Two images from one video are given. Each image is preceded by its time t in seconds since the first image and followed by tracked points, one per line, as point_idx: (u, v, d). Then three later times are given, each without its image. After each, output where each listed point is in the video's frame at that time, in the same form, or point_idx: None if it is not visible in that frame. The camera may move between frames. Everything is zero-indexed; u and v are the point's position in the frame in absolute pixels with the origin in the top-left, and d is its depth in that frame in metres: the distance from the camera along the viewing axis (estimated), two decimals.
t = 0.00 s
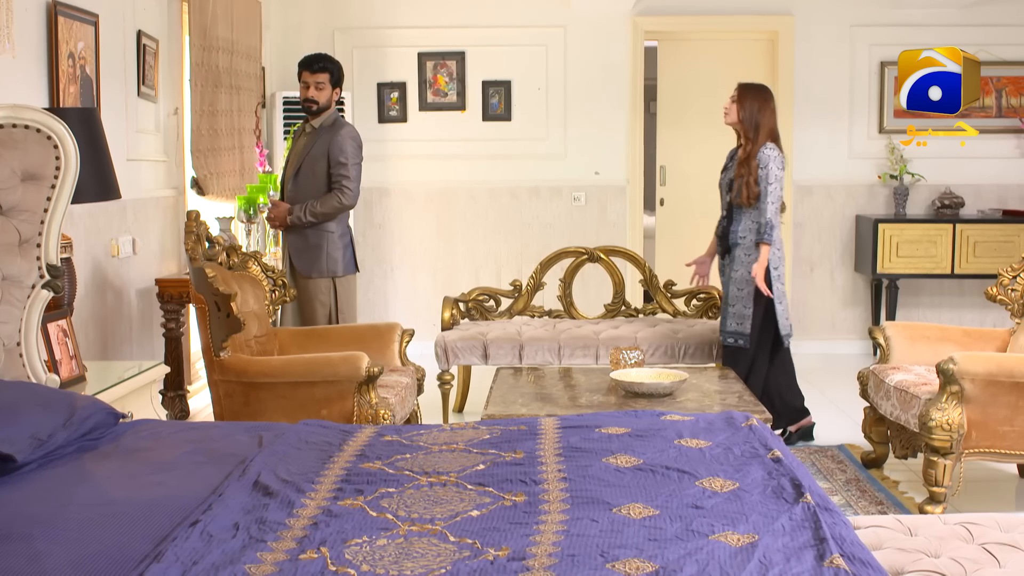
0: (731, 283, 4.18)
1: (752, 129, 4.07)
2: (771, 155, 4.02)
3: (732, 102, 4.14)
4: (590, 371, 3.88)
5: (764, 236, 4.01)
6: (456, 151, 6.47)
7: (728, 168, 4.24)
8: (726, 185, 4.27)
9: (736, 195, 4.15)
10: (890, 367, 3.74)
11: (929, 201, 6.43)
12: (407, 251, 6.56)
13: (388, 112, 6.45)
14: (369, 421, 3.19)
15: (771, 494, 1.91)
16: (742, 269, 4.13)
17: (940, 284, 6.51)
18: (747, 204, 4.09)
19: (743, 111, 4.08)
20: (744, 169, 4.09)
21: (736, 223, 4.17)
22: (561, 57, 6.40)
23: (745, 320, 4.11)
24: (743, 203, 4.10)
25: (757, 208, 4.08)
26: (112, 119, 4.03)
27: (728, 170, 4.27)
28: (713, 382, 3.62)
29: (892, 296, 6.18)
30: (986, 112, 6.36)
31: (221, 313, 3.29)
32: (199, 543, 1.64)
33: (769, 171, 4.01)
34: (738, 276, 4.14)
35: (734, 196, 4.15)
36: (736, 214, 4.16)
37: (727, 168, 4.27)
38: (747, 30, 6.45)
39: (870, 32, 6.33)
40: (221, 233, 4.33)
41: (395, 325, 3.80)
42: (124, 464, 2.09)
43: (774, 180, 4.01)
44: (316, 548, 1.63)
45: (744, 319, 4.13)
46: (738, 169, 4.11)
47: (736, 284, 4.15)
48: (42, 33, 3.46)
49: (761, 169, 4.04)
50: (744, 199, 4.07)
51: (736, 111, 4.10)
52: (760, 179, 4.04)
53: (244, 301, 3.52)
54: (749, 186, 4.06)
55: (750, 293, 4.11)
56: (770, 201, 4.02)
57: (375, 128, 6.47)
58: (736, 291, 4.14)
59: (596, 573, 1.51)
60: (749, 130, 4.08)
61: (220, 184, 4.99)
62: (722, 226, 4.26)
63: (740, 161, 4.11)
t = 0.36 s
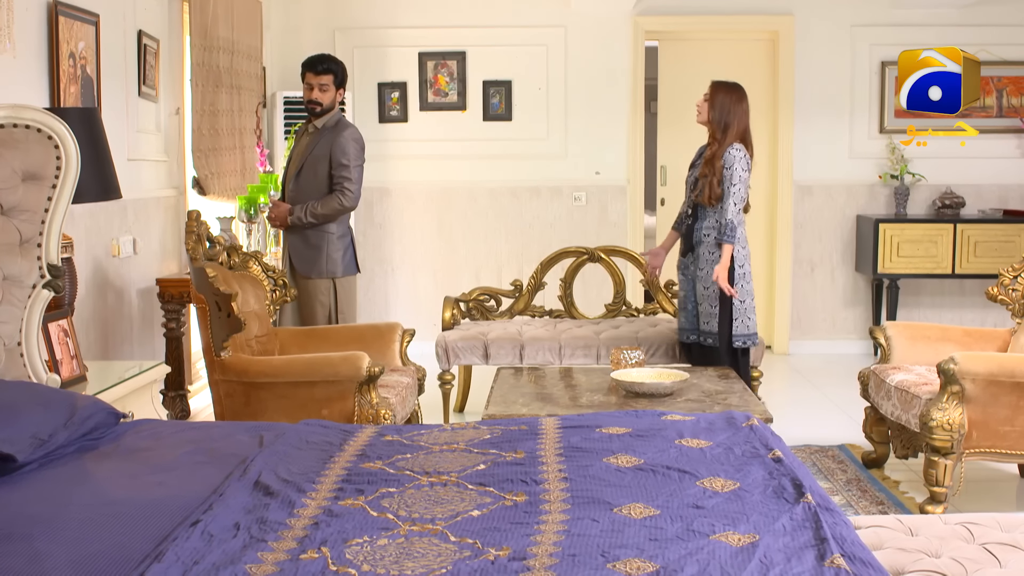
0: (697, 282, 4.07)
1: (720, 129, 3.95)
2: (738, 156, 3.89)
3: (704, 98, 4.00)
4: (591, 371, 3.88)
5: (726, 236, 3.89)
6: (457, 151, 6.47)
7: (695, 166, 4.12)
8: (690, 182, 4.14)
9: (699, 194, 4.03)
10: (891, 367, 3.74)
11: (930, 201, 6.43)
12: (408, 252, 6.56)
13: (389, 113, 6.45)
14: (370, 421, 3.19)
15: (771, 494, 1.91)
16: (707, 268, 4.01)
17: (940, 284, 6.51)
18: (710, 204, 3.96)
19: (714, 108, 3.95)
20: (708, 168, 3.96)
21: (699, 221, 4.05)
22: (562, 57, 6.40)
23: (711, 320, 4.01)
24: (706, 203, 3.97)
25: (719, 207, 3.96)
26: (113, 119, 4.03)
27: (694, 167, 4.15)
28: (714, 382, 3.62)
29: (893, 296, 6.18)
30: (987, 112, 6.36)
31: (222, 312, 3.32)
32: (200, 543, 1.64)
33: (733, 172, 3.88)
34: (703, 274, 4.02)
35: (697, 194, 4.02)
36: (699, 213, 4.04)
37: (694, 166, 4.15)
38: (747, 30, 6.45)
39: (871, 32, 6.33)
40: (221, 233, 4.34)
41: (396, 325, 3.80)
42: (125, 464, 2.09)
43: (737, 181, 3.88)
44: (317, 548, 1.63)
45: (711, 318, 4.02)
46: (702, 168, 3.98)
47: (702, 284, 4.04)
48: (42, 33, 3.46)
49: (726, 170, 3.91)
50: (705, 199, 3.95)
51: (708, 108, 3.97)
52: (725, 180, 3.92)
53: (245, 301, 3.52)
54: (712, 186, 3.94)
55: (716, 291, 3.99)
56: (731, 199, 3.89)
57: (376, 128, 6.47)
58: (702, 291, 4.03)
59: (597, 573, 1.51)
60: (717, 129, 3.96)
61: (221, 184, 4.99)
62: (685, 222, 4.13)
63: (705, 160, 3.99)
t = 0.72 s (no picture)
0: (690, 280, 4.03)
1: (714, 132, 3.89)
2: (731, 157, 3.91)
3: (691, 99, 3.89)
4: (591, 371, 3.88)
5: (731, 237, 3.94)
6: (457, 151, 6.47)
7: (675, 167, 4.03)
8: (671, 181, 4.05)
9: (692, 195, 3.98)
10: (891, 367, 3.74)
11: (930, 201, 6.43)
12: (408, 252, 6.56)
13: (389, 112, 6.45)
14: (370, 421, 3.18)
15: (772, 494, 1.91)
16: (703, 268, 4.00)
17: (941, 284, 6.51)
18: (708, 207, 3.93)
19: (708, 111, 3.87)
20: (703, 172, 3.91)
21: (692, 221, 4.00)
22: (562, 57, 6.40)
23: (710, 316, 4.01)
24: (706, 204, 3.93)
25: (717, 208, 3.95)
26: (113, 118, 4.03)
27: (671, 167, 4.05)
28: (715, 382, 3.62)
29: (893, 296, 6.17)
30: (988, 112, 6.35)
31: (224, 312, 3.31)
32: (201, 542, 1.64)
33: (731, 173, 3.91)
34: (699, 274, 4.00)
35: (693, 196, 3.97)
36: (695, 213, 3.99)
37: (670, 167, 4.05)
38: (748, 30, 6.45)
39: (871, 32, 6.33)
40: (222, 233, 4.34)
41: (396, 325, 3.80)
42: (125, 464, 2.09)
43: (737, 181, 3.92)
44: (317, 548, 1.63)
45: (707, 315, 4.02)
46: (697, 172, 3.92)
47: (697, 282, 4.02)
48: (43, 33, 3.46)
49: (724, 171, 3.91)
50: (708, 201, 3.91)
51: (700, 111, 3.89)
52: (722, 181, 3.91)
53: (246, 301, 3.52)
54: (713, 189, 3.90)
55: (713, 290, 4.01)
56: (732, 201, 3.93)
57: (377, 128, 6.46)
58: (697, 290, 4.01)
59: (598, 573, 1.51)
60: (712, 131, 3.89)
61: (221, 184, 5.00)
62: (673, 221, 4.06)
63: (699, 164, 3.92)
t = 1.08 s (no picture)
0: (680, 279, 4.02)
1: (698, 132, 3.90)
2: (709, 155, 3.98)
3: (680, 100, 3.84)
4: (593, 371, 3.88)
5: (719, 233, 4.12)
6: (459, 151, 6.47)
7: (655, 168, 3.94)
8: (653, 182, 3.95)
9: (680, 196, 3.94)
10: (894, 367, 3.73)
11: (933, 201, 6.41)
12: (410, 252, 6.57)
13: (391, 112, 6.45)
14: (372, 421, 3.18)
15: (774, 494, 1.91)
16: (692, 267, 4.02)
17: (943, 284, 6.50)
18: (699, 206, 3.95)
19: (696, 112, 3.88)
20: (693, 172, 3.90)
21: (680, 221, 3.97)
22: (563, 57, 6.40)
23: (698, 314, 4.06)
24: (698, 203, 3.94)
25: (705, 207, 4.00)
26: (116, 118, 4.03)
27: (651, 167, 3.95)
28: (717, 382, 3.62)
29: (895, 296, 6.17)
30: (989, 112, 6.34)
31: (225, 313, 3.40)
32: (203, 542, 1.64)
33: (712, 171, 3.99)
34: (688, 274, 4.02)
35: (686, 196, 3.93)
36: (684, 212, 3.97)
37: (650, 168, 3.95)
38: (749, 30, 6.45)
39: (873, 32, 6.33)
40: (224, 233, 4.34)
41: (398, 325, 3.80)
42: (128, 464, 2.09)
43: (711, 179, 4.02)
44: (319, 547, 1.63)
45: (696, 314, 4.06)
46: (686, 173, 3.90)
47: (687, 281, 4.03)
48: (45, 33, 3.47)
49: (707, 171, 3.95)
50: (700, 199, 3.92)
51: (689, 111, 3.87)
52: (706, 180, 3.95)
53: (248, 301, 3.52)
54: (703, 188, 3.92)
55: (700, 289, 4.06)
56: (714, 199, 4.03)
57: (379, 128, 6.47)
58: (688, 289, 4.03)
59: (600, 573, 1.51)
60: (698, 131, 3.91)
61: (223, 184, 5.00)
62: (659, 222, 3.99)
63: (691, 166, 3.89)
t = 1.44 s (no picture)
0: (677, 278, 4.06)
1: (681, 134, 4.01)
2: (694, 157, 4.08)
3: (667, 104, 3.94)
4: (593, 371, 3.88)
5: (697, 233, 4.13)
6: (460, 150, 6.47)
7: (649, 173, 3.97)
8: (647, 187, 3.98)
9: (673, 199, 4.01)
10: (895, 367, 3.73)
11: (933, 201, 6.41)
12: (411, 252, 6.56)
13: (392, 112, 6.45)
14: (373, 421, 3.18)
15: (775, 495, 1.90)
16: (685, 265, 4.07)
17: (944, 284, 6.50)
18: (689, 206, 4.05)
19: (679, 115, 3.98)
20: (685, 174, 4.00)
21: (672, 222, 4.02)
22: (564, 57, 6.40)
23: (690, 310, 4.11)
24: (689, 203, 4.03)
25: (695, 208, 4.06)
26: (116, 118, 4.03)
27: (645, 173, 3.98)
28: (717, 382, 3.62)
29: (896, 296, 6.17)
30: (990, 112, 6.34)
31: (227, 313, 3.36)
32: (204, 542, 1.64)
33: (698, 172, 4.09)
34: (685, 272, 4.06)
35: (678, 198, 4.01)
36: (676, 211, 4.03)
37: (643, 174, 3.98)
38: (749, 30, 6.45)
39: (874, 32, 6.32)
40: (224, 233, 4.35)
41: (399, 325, 3.80)
42: (129, 464, 2.09)
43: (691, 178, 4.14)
44: (320, 548, 1.63)
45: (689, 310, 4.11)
46: (678, 175, 3.98)
47: (683, 279, 4.07)
48: (47, 33, 3.47)
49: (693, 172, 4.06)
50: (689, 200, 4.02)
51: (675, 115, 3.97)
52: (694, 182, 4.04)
53: (248, 301, 3.52)
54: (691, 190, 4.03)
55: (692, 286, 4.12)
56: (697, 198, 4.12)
57: (380, 127, 6.47)
58: (683, 287, 4.07)
59: (600, 573, 1.51)
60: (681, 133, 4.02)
61: (224, 184, 5.01)
62: (654, 225, 4.01)
63: (681, 169, 3.99)
